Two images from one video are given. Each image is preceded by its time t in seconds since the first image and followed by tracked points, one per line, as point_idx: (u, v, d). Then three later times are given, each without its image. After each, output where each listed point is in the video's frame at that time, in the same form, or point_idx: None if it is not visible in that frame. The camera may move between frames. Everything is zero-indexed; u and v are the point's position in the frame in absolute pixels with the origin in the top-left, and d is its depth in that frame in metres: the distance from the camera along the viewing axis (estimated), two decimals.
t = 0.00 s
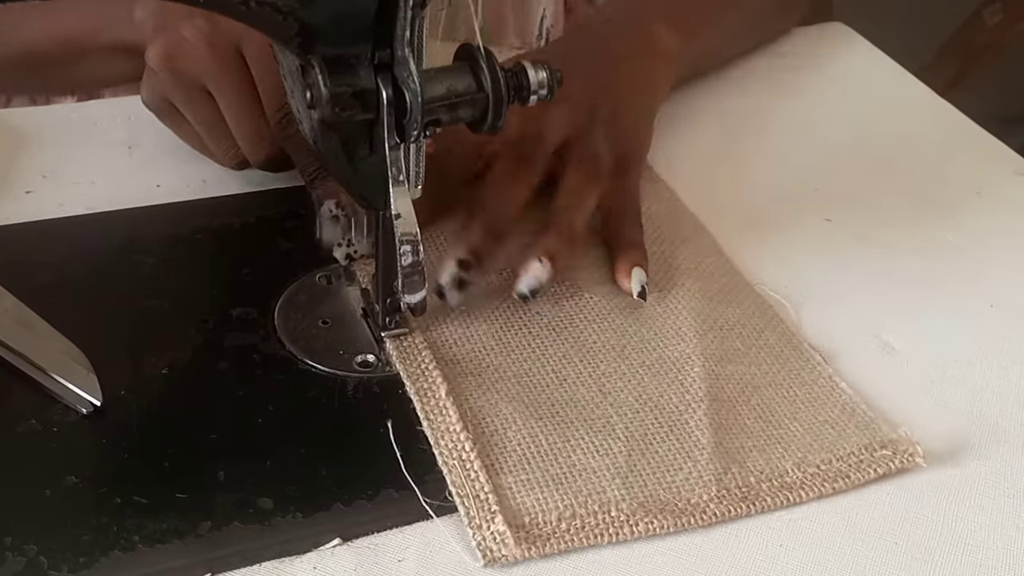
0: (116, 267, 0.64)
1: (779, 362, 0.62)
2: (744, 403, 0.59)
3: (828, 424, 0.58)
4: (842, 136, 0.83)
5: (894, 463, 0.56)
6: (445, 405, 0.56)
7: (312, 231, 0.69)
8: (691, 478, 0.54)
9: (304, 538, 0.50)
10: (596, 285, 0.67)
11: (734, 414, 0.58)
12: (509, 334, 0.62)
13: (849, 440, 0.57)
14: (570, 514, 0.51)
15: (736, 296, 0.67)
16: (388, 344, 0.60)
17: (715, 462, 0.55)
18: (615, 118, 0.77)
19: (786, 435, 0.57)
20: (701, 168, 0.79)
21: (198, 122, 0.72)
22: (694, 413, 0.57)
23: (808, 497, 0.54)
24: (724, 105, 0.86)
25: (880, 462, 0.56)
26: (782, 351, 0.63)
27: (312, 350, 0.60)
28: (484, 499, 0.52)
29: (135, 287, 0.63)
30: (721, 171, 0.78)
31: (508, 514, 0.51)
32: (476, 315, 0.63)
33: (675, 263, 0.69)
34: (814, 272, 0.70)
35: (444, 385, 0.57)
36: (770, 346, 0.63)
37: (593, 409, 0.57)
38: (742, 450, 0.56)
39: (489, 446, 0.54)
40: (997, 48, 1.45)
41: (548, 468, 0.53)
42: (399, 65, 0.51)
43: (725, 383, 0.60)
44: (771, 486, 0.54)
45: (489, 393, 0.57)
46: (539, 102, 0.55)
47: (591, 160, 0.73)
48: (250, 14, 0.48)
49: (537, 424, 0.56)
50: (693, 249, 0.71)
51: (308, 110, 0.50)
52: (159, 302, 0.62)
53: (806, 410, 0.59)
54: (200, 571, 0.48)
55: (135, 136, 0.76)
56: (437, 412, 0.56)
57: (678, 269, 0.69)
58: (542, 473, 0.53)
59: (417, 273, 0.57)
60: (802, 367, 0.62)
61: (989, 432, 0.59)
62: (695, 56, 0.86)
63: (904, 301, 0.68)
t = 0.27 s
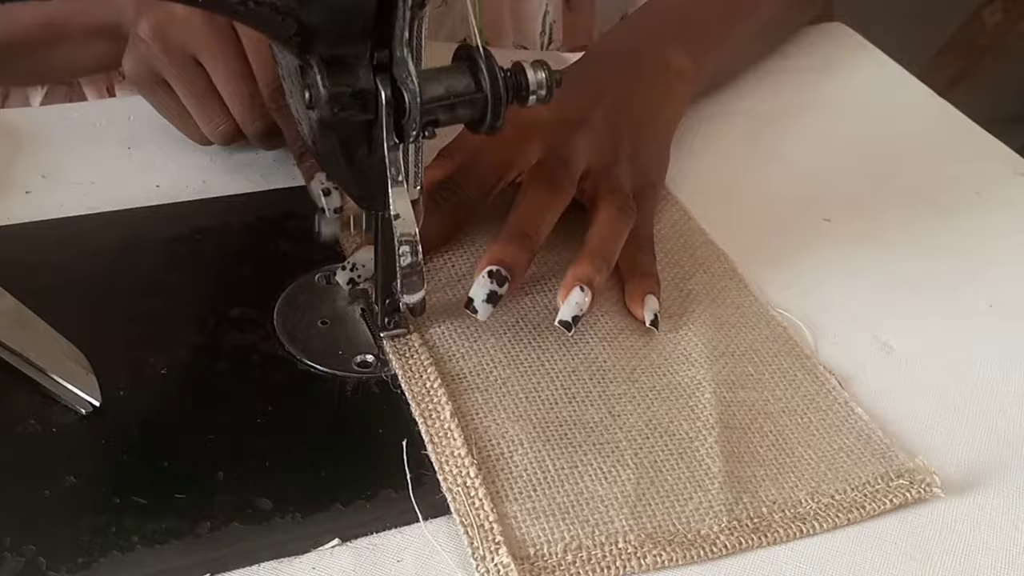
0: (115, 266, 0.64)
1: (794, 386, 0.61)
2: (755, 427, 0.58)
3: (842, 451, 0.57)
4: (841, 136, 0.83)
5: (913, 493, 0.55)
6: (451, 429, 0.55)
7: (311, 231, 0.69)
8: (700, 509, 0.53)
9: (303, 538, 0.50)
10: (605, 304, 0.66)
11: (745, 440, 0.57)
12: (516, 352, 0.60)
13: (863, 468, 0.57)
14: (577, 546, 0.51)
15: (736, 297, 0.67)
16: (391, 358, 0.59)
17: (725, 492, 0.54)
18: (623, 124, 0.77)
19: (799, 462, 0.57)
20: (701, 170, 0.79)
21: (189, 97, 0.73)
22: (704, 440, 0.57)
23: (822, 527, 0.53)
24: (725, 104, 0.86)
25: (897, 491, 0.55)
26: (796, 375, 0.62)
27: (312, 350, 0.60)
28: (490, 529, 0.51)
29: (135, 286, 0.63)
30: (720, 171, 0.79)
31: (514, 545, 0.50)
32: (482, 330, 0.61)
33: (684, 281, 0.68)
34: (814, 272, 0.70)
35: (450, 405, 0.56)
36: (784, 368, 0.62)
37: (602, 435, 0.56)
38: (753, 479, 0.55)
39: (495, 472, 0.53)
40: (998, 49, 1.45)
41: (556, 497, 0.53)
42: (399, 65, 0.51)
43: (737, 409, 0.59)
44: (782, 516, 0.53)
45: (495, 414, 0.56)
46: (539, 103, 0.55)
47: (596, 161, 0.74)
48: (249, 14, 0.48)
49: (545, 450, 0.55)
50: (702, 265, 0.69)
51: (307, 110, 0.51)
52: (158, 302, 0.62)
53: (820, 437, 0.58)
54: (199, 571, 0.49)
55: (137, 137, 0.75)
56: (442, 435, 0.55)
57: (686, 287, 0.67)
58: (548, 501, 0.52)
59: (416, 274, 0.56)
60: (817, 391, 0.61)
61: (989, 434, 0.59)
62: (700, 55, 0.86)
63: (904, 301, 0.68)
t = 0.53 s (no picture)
0: (116, 266, 0.64)
1: (817, 403, 0.60)
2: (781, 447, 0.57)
3: (869, 469, 0.56)
4: (842, 136, 0.83)
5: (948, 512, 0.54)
6: (470, 454, 0.53)
7: (311, 231, 0.68)
8: (728, 532, 0.51)
9: (304, 538, 0.50)
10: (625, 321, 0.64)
11: (771, 461, 0.56)
12: (533, 375, 0.59)
13: (893, 487, 0.55)
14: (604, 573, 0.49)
15: (737, 296, 0.67)
16: (390, 349, 0.60)
17: (754, 514, 0.53)
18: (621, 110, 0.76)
19: (827, 483, 0.55)
20: (700, 169, 0.79)
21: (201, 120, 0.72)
22: (729, 461, 0.55)
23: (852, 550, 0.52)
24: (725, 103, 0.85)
25: (927, 511, 0.54)
26: (819, 392, 0.61)
27: (312, 350, 0.60)
28: (514, 558, 0.49)
29: (135, 286, 0.63)
30: (718, 170, 0.79)
31: None
32: (498, 355, 0.60)
33: (703, 295, 0.66)
34: (815, 272, 0.70)
35: (468, 430, 0.54)
36: (806, 386, 0.61)
37: (625, 458, 0.55)
38: (781, 499, 0.54)
39: (516, 497, 0.52)
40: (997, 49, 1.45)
41: (580, 523, 0.51)
42: (399, 65, 0.51)
43: (761, 427, 0.58)
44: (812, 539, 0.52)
45: (514, 439, 0.55)
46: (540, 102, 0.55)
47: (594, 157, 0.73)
48: (250, 13, 0.48)
49: (567, 474, 0.53)
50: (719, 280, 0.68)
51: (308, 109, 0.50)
52: (159, 301, 0.62)
53: (846, 455, 0.57)
54: (200, 571, 0.49)
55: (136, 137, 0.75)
56: (461, 461, 0.53)
57: (707, 302, 0.66)
58: (573, 527, 0.51)
59: (417, 273, 0.56)
60: (839, 408, 0.60)
61: (989, 433, 0.60)
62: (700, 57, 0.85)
63: (905, 300, 0.68)
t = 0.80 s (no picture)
0: (116, 266, 0.64)
1: (839, 433, 0.59)
2: (802, 479, 0.56)
3: (895, 502, 0.55)
4: (843, 135, 0.83)
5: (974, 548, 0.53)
6: (485, 487, 0.52)
7: (311, 231, 0.68)
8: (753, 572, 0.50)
9: (304, 538, 0.51)
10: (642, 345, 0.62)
11: (793, 494, 0.55)
12: (548, 402, 0.57)
13: (920, 522, 0.54)
14: None
15: (736, 295, 0.67)
16: (397, 368, 0.58)
17: (779, 552, 0.51)
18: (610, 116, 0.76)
19: (852, 517, 0.54)
20: (699, 168, 0.79)
21: (205, 135, 0.70)
22: (752, 495, 0.54)
23: None
24: (726, 103, 0.85)
25: (954, 548, 0.53)
26: (841, 421, 0.59)
27: (312, 350, 0.60)
28: None
29: (136, 287, 0.63)
30: (713, 168, 0.79)
31: None
32: (512, 381, 0.58)
33: (721, 319, 0.64)
34: (816, 273, 0.70)
35: (482, 463, 0.53)
36: (828, 416, 0.60)
37: (645, 491, 0.53)
38: (805, 536, 0.53)
39: (533, 533, 0.50)
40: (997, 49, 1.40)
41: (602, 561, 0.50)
42: (399, 64, 0.51)
43: (783, 458, 0.56)
44: None
45: (530, 471, 0.53)
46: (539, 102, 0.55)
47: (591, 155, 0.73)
48: (250, 13, 0.48)
49: (586, 508, 0.52)
50: (738, 302, 0.66)
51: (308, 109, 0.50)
52: (159, 301, 0.62)
53: (870, 488, 0.56)
54: (200, 571, 0.49)
55: (136, 137, 0.75)
56: (476, 496, 0.51)
57: (727, 327, 0.64)
58: (593, 566, 0.49)
59: (417, 273, 0.57)
60: (863, 438, 0.59)
61: (989, 433, 0.60)
62: (696, 55, 0.85)
63: (906, 300, 0.68)
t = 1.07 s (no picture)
0: (116, 266, 0.64)
1: (849, 452, 0.58)
2: (809, 499, 0.55)
3: (905, 524, 0.54)
4: (844, 135, 0.82)
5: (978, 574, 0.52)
6: (486, 504, 0.51)
7: (311, 231, 0.68)
8: None
9: (305, 538, 0.51)
10: (648, 361, 0.61)
11: (800, 514, 0.54)
12: (553, 418, 0.56)
13: (930, 544, 0.53)
14: None
15: (736, 295, 0.67)
16: (399, 377, 0.58)
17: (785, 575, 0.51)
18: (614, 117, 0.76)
19: (860, 537, 0.53)
20: (701, 168, 0.79)
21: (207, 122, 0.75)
22: (759, 516, 0.53)
23: None
24: (727, 102, 0.85)
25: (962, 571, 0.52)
26: (851, 438, 0.59)
27: (312, 350, 0.60)
28: None
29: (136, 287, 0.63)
30: (713, 168, 0.78)
31: None
32: (516, 396, 0.57)
33: (730, 334, 0.64)
34: (816, 274, 0.70)
35: (484, 478, 0.52)
36: (838, 433, 0.59)
37: (650, 511, 0.52)
38: (812, 557, 0.52)
39: (534, 552, 0.49)
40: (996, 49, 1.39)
41: None
42: (399, 65, 0.51)
43: (791, 478, 0.56)
44: None
45: (533, 488, 0.52)
46: (539, 102, 0.55)
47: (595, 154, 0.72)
48: (250, 14, 0.48)
49: (589, 528, 0.51)
50: (747, 314, 0.66)
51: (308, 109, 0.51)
52: (159, 301, 0.62)
53: (879, 508, 0.55)
54: (200, 571, 0.49)
55: (135, 137, 0.74)
56: (477, 513, 0.51)
57: (737, 343, 0.63)
58: None
59: (417, 275, 0.56)
60: (873, 457, 0.58)
61: (988, 433, 0.60)
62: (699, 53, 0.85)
63: (906, 300, 0.68)
